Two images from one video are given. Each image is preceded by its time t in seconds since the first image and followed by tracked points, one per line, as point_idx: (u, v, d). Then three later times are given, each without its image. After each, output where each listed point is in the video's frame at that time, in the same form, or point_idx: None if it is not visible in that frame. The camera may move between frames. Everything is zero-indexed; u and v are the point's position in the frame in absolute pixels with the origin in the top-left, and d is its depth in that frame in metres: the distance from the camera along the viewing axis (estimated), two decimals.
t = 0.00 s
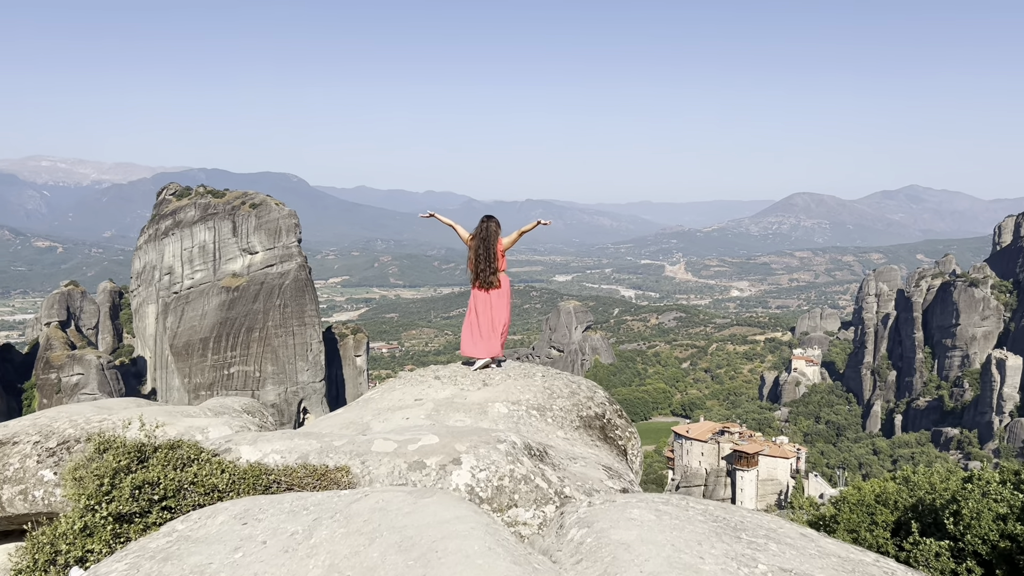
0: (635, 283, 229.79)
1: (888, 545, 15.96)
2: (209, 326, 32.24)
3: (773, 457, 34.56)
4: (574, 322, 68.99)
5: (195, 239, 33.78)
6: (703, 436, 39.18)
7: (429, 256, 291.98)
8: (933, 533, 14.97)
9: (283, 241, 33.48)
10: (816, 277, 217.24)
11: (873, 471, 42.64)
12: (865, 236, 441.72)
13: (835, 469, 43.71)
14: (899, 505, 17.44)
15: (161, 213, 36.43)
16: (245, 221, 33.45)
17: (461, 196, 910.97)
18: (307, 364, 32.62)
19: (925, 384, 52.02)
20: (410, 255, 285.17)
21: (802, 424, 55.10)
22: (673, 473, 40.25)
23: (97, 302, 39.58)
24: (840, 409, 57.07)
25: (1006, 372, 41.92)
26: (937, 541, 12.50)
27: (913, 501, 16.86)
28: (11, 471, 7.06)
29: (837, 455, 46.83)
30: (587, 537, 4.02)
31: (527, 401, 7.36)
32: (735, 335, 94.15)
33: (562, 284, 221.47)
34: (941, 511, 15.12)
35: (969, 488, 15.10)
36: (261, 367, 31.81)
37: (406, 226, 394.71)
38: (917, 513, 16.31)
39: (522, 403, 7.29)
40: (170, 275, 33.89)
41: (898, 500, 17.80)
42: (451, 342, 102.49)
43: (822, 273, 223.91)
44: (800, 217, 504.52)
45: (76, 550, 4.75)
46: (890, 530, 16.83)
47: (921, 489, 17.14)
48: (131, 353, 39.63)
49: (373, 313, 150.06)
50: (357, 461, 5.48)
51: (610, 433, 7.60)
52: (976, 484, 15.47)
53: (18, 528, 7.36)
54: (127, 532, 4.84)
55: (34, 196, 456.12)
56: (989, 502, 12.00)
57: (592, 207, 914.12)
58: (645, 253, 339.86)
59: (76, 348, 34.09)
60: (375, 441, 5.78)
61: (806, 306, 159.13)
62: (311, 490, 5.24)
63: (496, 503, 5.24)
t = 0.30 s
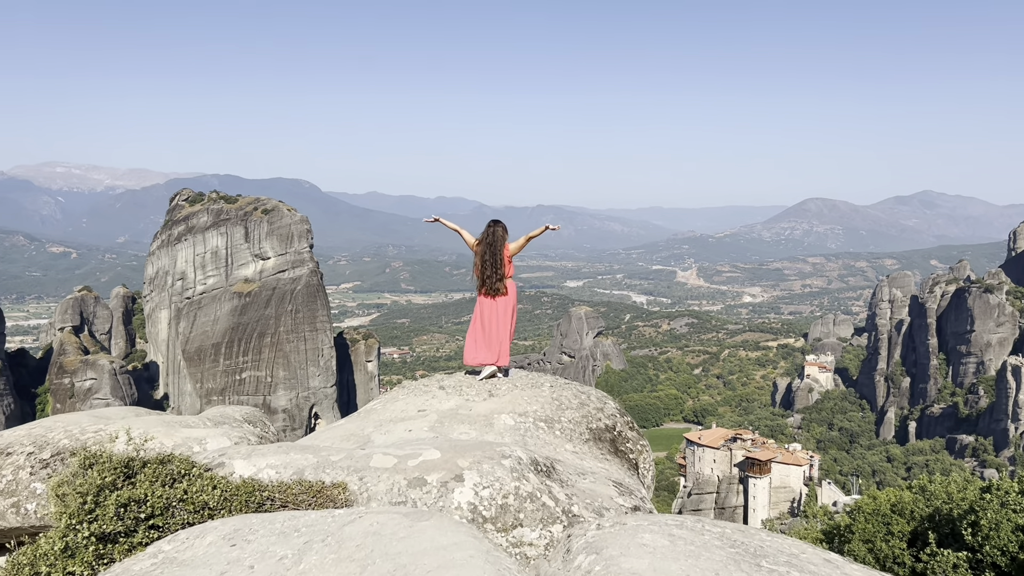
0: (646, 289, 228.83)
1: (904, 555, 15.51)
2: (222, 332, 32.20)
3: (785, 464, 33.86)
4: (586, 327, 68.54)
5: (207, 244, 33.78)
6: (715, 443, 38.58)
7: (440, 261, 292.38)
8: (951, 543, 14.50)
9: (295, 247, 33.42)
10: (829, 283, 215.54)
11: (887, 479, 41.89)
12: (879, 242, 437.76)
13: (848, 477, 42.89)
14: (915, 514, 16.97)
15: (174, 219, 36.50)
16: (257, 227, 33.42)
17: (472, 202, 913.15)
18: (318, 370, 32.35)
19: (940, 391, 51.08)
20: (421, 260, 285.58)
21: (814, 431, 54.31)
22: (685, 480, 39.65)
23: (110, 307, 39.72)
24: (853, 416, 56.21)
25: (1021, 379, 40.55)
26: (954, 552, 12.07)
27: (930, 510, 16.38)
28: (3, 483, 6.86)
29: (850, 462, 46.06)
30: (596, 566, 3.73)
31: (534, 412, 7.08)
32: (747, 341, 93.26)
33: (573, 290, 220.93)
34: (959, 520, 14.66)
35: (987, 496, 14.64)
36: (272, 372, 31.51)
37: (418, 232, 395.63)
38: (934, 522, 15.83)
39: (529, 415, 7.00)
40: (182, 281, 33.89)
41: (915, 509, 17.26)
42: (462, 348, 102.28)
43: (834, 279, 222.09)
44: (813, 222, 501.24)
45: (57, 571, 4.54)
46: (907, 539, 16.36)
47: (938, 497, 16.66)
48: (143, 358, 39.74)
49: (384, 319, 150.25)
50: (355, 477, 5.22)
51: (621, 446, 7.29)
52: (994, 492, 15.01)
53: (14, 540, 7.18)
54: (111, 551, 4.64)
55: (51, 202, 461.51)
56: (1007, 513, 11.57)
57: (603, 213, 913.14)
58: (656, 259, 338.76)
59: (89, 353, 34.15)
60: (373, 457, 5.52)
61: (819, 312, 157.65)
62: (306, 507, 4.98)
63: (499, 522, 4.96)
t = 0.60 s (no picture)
0: (656, 294, 227.85)
1: (918, 564, 15.26)
2: (232, 336, 32.10)
3: (797, 471, 33.38)
4: (596, 332, 68.08)
5: (218, 249, 33.74)
6: (727, 449, 38.03)
7: (451, 266, 292.67)
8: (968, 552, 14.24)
9: (306, 251, 33.34)
10: (841, 288, 213.88)
11: (900, 486, 41.26)
12: (892, 246, 434.04)
13: (860, 484, 42.14)
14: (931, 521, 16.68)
15: (186, 224, 36.46)
16: (269, 232, 33.36)
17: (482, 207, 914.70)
18: (329, 374, 32.38)
19: (953, 397, 50.28)
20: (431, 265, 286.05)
21: (826, 436, 53.54)
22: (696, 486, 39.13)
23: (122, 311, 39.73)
24: (865, 422, 55.41)
25: None
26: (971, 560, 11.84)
27: (945, 518, 16.12)
28: None
29: (863, 468, 45.35)
30: None
31: (540, 421, 6.80)
32: (758, 346, 92.46)
33: (584, 294, 220.58)
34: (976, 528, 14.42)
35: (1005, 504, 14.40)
36: (283, 376, 31.51)
37: (428, 237, 397.13)
38: (950, 530, 15.61)
39: (535, 425, 6.72)
40: (193, 285, 33.84)
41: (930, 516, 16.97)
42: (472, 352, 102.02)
43: (846, 284, 220.44)
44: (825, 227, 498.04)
45: None
46: (923, 547, 16.09)
47: (954, 506, 16.44)
48: (154, 362, 39.79)
49: (395, 323, 150.45)
50: (349, 491, 4.95)
51: (630, 457, 6.99)
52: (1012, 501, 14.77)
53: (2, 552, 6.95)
54: (90, 572, 4.47)
55: (65, 207, 466.57)
56: None
57: (613, 217, 912.17)
58: (667, 263, 337.87)
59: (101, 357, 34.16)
60: (368, 470, 5.24)
61: (830, 317, 156.48)
62: (299, 523, 4.73)
63: (499, 542, 4.67)
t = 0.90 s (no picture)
0: (663, 299, 227.08)
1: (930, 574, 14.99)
2: (239, 341, 31.95)
3: (805, 476, 32.81)
4: (603, 337, 67.98)
5: (226, 254, 33.69)
6: (735, 454, 37.48)
7: (457, 270, 292.63)
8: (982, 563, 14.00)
9: (313, 256, 33.21)
10: (849, 293, 212.72)
11: (909, 492, 40.68)
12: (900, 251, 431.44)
13: (870, 490, 41.47)
14: (943, 531, 16.38)
15: (194, 229, 36.44)
16: (276, 237, 33.29)
17: (489, 211, 915.53)
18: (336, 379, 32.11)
19: (962, 403, 49.53)
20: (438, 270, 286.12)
21: (834, 442, 52.80)
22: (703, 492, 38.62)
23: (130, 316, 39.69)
24: (874, 428, 54.73)
25: None
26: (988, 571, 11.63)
27: (958, 528, 15.85)
28: None
29: (871, 474, 44.72)
30: None
31: (545, 434, 6.53)
32: (766, 351, 91.83)
33: (590, 299, 220.24)
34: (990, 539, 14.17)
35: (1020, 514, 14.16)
36: (290, 382, 31.27)
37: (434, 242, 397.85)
38: (962, 541, 15.35)
39: (540, 438, 6.46)
40: (201, 290, 33.77)
41: (942, 525, 16.68)
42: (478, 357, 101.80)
43: (854, 289, 219.16)
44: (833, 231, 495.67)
45: None
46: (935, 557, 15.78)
47: (967, 515, 16.15)
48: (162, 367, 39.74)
49: (402, 328, 150.49)
50: (342, 511, 4.70)
51: (639, 472, 6.71)
52: None
53: None
54: None
55: (74, 213, 469.61)
56: None
57: (620, 222, 911.18)
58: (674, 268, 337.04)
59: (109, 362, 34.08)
60: (362, 487, 4.99)
61: (838, 322, 155.47)
62: (289, 546, 4.49)
63: (500, 565, 4.42)
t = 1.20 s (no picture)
0: (667, 301, 226.59)
1: None
2: (243, 344, 31.74)
3: (810, 480, 32.57)
4: (607, 340, 67.09)
5: (230, 257, 33.49)
6: (739, 458, 37.12)
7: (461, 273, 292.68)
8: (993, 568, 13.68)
9: (317, 260, 33.04)
10: (853, 296, 211.95)
11: (914, 495, 40.27)
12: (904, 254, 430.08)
13: (876, 493, 41.03)
14: (952, 536, 16.05)
15: (198, 232, 36.25)
16: (280, 240, 33.10)
17: (493, 214, 915.48)
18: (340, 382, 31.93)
19: (967, 405, 49.06)
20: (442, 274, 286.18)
21: (839, 445, 52.29)
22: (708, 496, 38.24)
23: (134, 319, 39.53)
24: (879, 431, 54.27)
25: None
26: None
27: (967, 533, 15.53)
28: None
29: (876, 477, 44.29)
30: None
31: (552, 442, 6.27)
32: (770, 354, 91.39)
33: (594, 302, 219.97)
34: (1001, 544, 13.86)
35: None
36: (294, 385, 31.07)
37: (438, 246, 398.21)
38: (971, 545, 15.03)
39: (547, 445, 6.20)
40: (205, 293, 33.59)
41: (950, 530, 16.36)
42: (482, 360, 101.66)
43: (858, 291, 218.51)
44: (837, 234, 494.28)
45: None
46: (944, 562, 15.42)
47: (975, 521, 15.84)
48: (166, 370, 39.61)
49: (406, 331, 150.52)
50: (339, 525, 4.45)
51: (650, 480, 6.44)
52: None
53: None
54: None
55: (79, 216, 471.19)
56: None
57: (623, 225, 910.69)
58: (678, 271, 336.68)
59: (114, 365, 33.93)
60: (359, 500, 4.73)
61: (842, 325, 154.90)
62: (283, 563, 4.24)
63: None
